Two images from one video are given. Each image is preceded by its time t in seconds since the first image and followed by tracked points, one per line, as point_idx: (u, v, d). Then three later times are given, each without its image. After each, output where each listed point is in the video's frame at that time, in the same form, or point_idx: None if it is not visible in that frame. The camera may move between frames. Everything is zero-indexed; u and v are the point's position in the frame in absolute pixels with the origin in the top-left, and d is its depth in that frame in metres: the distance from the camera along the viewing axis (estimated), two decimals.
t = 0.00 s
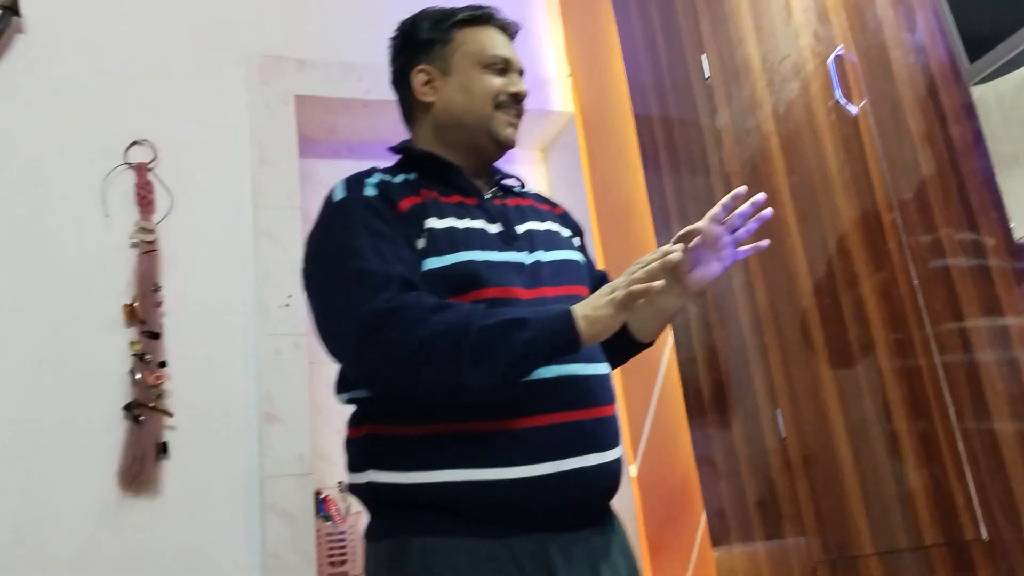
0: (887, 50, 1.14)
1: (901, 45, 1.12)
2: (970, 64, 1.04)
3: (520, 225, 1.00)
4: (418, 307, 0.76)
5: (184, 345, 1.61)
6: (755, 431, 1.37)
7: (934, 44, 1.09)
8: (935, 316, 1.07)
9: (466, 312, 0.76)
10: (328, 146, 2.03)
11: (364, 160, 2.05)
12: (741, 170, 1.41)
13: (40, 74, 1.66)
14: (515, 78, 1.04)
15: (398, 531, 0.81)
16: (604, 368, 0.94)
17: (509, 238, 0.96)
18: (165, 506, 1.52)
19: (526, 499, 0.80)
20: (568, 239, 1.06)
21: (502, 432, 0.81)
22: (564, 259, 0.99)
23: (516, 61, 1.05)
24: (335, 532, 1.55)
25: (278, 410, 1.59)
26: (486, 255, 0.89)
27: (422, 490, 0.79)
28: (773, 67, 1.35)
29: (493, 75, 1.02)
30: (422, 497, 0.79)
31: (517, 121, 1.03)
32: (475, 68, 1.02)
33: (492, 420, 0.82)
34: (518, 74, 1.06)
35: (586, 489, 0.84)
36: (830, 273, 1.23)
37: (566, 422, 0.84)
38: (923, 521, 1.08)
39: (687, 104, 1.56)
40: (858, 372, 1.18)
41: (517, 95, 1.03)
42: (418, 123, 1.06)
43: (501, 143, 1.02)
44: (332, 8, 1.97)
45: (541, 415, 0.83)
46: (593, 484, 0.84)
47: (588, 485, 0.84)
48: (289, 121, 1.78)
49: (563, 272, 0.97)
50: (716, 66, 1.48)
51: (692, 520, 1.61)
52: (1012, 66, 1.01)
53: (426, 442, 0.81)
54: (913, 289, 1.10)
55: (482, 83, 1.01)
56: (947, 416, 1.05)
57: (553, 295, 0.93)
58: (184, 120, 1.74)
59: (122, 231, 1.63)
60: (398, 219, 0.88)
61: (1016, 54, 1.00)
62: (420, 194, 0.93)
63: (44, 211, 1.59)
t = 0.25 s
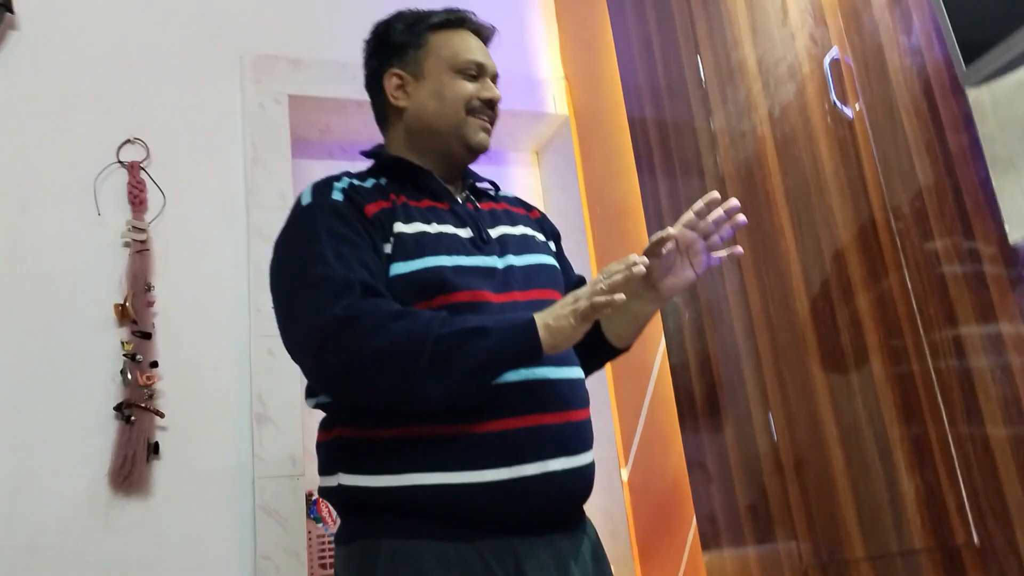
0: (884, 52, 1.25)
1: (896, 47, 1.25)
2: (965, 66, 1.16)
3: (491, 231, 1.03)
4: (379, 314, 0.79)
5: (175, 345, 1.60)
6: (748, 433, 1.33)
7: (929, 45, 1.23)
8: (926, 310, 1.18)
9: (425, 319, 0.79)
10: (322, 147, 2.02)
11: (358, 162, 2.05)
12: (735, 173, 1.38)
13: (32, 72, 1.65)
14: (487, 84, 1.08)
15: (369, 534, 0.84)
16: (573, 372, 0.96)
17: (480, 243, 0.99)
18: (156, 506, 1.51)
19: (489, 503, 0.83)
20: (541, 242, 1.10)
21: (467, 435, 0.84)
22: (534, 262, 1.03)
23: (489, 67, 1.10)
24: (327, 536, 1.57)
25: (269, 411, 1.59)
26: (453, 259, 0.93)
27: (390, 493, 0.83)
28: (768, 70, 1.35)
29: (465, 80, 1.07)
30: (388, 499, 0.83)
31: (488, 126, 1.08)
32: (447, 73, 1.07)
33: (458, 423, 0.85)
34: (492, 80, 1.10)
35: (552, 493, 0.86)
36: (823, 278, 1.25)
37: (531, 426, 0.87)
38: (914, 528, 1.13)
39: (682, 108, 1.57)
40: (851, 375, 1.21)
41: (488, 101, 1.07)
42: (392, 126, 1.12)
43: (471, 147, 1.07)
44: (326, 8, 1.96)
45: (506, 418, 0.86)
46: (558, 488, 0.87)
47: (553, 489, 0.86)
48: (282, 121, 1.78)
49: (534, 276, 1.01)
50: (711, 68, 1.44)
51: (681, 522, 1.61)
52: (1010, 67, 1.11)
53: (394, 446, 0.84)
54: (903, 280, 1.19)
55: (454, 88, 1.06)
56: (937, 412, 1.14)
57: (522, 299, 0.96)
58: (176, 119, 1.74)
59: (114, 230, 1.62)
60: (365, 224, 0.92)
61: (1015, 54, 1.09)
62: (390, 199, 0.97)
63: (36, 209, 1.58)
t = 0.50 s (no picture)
0: (896, 58, 1.22)
1: (911, 53, 1.21)
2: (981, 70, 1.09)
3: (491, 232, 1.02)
4: (378, 312, 0.77)
5: (178, 343, 1.60)
6: (754, 436, 1.34)
7: (942, 52, 1.18)
8: (937, 317, 1.15)
9: (428, 318, 0.77)
10: (325, 147, 2.01)
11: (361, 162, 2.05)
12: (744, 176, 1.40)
13: (36, 67, 1.65)
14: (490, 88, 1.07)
15: (363, 535, 0.82)
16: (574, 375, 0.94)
17: (480, 244, 0.98)
18: (158, 505, 1.50)
19: (488, 506, 0.81)
20: (541, 245, 1.09)
21: (468, 437, 0.82)
22: (535, 265, 1.01)
23: (492, 70, 1.08)
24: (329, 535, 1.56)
25: (272, 409, 1.59)
26: (454, 260, 0.92)
27: (388, 492, 0.81)
28: (778, 73, 1.36)
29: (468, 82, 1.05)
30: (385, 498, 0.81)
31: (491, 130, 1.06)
32: (449, 76, 1.05)
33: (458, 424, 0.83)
34: (495, 83, 1.08)
35: (550, 496, 0.85)
36: (832, 281, 1.25)
37: (532, 429, 0.85)
38: (923, 528, 1.14)
39: (688, 111, 1.57)
40: (860, 381, 1.21)
41: (490, 105, 1.05)
42: (393, 129, 1.10)
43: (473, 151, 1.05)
44: (331, 6, 1.96)
45: (507, 421, 0.85)
46: (556, 492, 0.85)
47: (552, 493, 0.85)
48: (286, 120, 1.78)
49: (534, 278, 0.99)
50: (720, 71, 1.48)
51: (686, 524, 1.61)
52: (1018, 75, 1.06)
53: (393, 446, 0.82)
54: (914, 287, 1.18)
55: (457, 90, 1.04)
56: (947, 416, 1.13)
57: (524, 301, 0.94)
58: (180, 116, 1.73)
59: (118, 227, 1.61)
60: (366, 222, 0.90)
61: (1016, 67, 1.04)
62: (390, 199, 0.96)
63: (38, 205, 1.57)
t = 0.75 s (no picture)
0: (906, 67, 1.17)
1: (920, 62, 1.16)
2: (996, 81, 1.11)
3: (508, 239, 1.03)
4: (376, 309, 0.75)
5: (182, 344, 1.59)
6: (758, 440, 1.38)
7: (953, 61, 1.16)
8: (945, 327, 1.11)
9: (427, 312, 0.75)
10: (328, 149, 2.01)
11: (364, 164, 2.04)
12: (751, 184, 1.42)
13: (41, 68, 1.64)
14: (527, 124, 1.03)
15: (364, 537, 0.81)
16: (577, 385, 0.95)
17: (496, 252, 0.98)
18: (160, 507, 1.50)
19: (493, 507, 0.81)
20: (552, 253, 1.10)
21: (477, 441, 0.82)
22: (545, 278, 1.03)
23: (535, 105, 1.03)
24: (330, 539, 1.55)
25: (274, 412, 1.58)
26: (471, 266, 0.92)
27: (392, 491, 0.80)
28: (785, 82, 1.36)
29: (508, 118, 1.02)
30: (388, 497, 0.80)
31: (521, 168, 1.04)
32: (489, 111, 1.01)
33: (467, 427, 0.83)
34: (533, 115, 1.04)
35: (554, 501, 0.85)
36: (839, 287, 1.23)
37: (539, 435, 0.86)
38: (931, 537, 1.10)
39: (694, 119, 1.58)
40: (867, 388, 1.18)
41: (525, 144, 1.02)
42: (423, 143, 1.07)
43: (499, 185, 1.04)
44: (336, 9, 1.96)
45: (517, 427, 0.85)
46: (560, 497, 0.85)
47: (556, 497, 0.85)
48: (291, 121, 1.77)
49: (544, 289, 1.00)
50: (726, 79, 1.50)
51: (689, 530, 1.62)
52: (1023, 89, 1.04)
53: (401, 445, 0.82)
54: (923, 300, 1.13)
55: (494, 128, 1.00)
56: (956, 423, 1.08)
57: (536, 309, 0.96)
58: (185, 117, 1.73)
59: (122, 228, 1.61)
60: (383, 222, 0.89)
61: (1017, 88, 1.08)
62: (410, 200, 0.95)
63: (42, 205, 1.57)
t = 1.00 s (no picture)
0: (901, 81, 1.12)
1: (916, 75, 1.11)
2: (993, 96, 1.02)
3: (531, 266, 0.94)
4: (471, 324, 0.67)
5: (171, 352, 1.58)
6: (752, 453, 1.38)
7: (949, 75, 1.09)
8: (942, 349, 1.06)
9: (521, 320, 0.67)
10: (320, 156, 2.00)
11: (357, 171, 2.04)
12: (746, 195, 1.41)
13: (30, 72, 1.63)
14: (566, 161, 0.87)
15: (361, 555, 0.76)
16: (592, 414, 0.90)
17: (525, 283, 0.89)
18: (146, 517, 1.48)
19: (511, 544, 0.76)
20: (572, 276, 1.01)
21: (505, 477, 0.76)
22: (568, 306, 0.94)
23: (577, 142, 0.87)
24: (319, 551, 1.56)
25: (263, 422, 1.57)
26: (503, 296, 0.84)
27: (406, 523, 0.74)
28: (780, 93, 1.35)
29: (544, 156, 0.86)
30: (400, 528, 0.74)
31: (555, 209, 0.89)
32: (523, 146, 0.85)
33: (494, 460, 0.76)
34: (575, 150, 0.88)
35: (566, 535, 0.80)
36: (834, 299, 1.22)
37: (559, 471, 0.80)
38: (926, 552, 1.07)
39: (689, 128, 1.57)
40: (863, 402, 1.17)
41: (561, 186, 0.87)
42: (450, 168, 0.92)
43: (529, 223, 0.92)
44: (330, 15, 1.95)
45: (540, 461, 0.79)
46: (572, 532, 0.81)
47: (568, 533, 0.80)
48: (284, 127, 1.76)
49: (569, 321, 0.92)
50: (721, 89, 1.49)
51: (681, 540, 1.61)
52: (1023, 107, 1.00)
53: (420, 475, 0.74)
54: (920, 320, 1.09)
55: (527, 166, 0.85)
56: (953, 445, 1.04)
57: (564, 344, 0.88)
58: (176, 123, 1.71)
59: (111, 234, 1.59)
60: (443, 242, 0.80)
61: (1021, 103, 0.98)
62: (453, 219, 0.85)
63: (30, 211, 1.55)
